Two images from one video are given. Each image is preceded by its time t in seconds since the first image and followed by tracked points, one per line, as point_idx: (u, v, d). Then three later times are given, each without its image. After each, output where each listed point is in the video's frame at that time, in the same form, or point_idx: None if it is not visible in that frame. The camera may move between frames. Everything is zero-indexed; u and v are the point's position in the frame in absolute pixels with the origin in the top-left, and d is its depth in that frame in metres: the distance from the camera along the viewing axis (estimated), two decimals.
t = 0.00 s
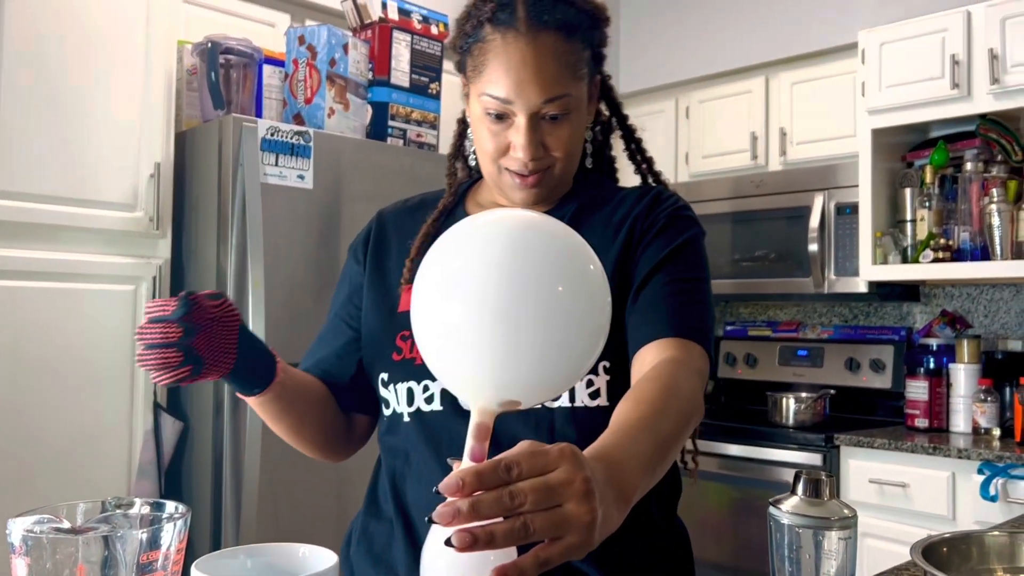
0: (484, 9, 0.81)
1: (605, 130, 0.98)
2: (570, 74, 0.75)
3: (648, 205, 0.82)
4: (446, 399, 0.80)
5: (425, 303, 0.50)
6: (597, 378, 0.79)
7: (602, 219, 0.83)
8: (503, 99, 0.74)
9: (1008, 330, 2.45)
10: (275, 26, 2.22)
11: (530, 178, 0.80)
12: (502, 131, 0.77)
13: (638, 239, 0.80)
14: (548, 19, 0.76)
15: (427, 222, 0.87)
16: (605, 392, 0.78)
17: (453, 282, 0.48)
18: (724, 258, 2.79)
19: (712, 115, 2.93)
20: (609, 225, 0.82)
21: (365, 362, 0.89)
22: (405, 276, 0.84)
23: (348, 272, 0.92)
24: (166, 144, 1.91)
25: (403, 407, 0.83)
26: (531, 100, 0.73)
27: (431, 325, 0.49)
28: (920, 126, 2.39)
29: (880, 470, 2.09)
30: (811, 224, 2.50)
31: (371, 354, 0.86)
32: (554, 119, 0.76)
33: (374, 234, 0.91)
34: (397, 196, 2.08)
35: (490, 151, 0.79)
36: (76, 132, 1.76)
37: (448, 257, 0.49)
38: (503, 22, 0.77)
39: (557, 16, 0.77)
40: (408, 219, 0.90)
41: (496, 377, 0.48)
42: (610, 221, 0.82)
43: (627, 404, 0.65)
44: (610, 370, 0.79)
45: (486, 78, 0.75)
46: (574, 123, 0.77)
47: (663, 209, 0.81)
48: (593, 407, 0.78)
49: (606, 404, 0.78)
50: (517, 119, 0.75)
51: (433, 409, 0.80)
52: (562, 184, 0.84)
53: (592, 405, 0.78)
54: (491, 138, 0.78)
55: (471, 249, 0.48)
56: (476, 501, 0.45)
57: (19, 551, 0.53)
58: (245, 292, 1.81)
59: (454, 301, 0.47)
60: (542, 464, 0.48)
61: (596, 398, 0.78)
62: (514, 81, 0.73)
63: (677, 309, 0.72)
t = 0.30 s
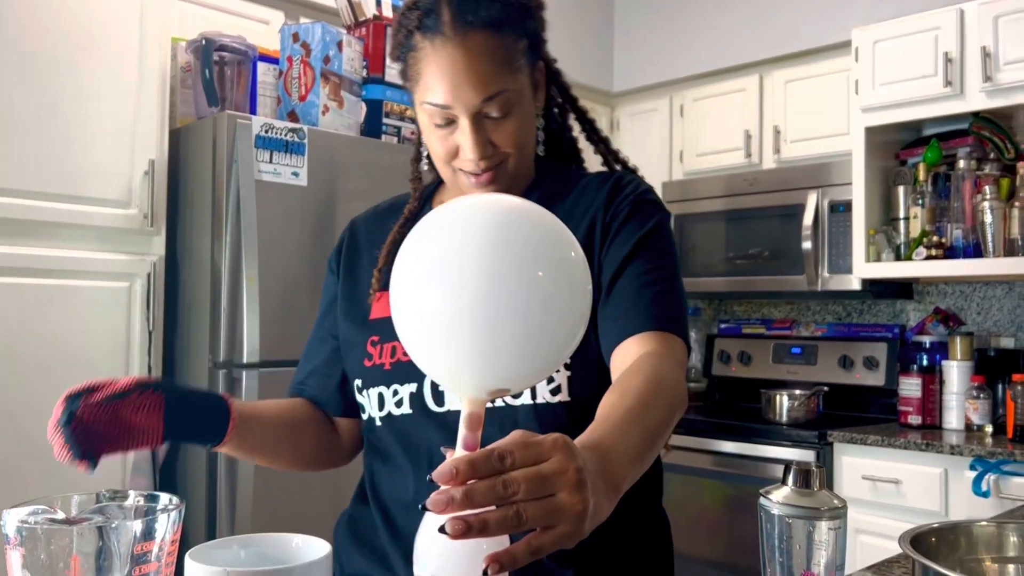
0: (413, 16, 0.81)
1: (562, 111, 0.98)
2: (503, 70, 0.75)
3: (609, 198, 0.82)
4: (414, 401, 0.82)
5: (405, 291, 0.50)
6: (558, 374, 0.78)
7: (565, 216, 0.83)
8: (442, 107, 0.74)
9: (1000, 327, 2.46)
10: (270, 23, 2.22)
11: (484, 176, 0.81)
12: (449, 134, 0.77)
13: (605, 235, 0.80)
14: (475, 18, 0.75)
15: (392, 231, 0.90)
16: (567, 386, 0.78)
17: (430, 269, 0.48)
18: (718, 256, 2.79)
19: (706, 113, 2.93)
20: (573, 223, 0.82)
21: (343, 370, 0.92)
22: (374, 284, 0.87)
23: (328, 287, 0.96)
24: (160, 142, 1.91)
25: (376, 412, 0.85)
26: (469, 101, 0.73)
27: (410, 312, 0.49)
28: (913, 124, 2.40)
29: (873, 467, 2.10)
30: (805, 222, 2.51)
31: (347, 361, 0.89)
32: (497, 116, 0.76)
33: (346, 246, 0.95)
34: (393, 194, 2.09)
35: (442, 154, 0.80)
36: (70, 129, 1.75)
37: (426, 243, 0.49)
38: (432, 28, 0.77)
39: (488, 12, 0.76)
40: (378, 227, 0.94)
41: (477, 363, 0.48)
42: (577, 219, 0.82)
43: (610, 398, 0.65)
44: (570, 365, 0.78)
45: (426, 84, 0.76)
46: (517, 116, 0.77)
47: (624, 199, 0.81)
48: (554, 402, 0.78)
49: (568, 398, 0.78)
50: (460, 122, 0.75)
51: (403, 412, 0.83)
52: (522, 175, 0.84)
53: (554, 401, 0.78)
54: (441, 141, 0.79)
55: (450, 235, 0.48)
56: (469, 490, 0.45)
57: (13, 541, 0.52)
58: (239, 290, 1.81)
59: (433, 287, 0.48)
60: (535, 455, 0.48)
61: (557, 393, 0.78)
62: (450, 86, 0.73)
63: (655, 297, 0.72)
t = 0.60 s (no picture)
0: (311, 39, 0.82)
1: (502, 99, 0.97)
2: (410, 67, 0.75)
3: (551, 190, 0.80)
4: (374, 410, 0.83)
5: (409, 282, 0.50)
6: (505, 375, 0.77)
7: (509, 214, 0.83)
8: (360, 117, 0.75)
9: (995, 324, 2.47)
10: (267, 20, 2.21)
11: (422, 177, 0.81)
12: (377, 141, 0.78)
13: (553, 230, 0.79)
14: (372, 21, 0.75)
15: (345, 244, 0.92)
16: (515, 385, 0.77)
17: (434, 260, 0.49)
18: (713, 252, 2.80)
19: (702, 110, 2.94)
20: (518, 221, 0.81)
21: (307, 385, 0.94)
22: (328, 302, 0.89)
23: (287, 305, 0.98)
24: (156, 138, 1.91)
25: (340, 421, 0.87)
26: (385, 106, 0.74)
27: (414, 302, 0.50)
28: (909, 121, 2.41)
29: (868, 462, 2.11)
30: (800, 218, 2.52)
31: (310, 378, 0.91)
32: (417, 114, 0.76)
33: (306, 256, 0.98)
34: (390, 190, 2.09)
35: (375, 161, 0.81)
36: (65, 124, 1.75)
37: (430, 234, 0.50)
38: (331, 45, 0.77)
39: (383, 14, 0.76)
40: (335, 239, 0.96)
41: (480, 353, 0.49)
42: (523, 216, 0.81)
43: (594, 389, 0.66)
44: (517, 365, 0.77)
45: (344, 96, 0.76)
46: (438, 109, 0.77)
47: (565, 189, 0.80)
48: (503, 402, 0.77)
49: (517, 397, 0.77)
50: (382, 128, 0.75)
51: (364, 421, 0.85)
52: (463, 168, 0.84)
53: (503, 401, 0.77)
54: (372, 149, 0.79)
55: (455, 224, 0.49)
56: (465, 478, 0.46)
57: (10, 528, 0.50)
58: (236, 286, 1.81)
59: (436, 277, 0.48)
60: (530, 444, 0.49)
61: (505, 393, 0.77)
62: (362, 96, 0.74)
63: (618, 290, 0.72)
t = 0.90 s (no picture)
0: (235, 64, 0.82)
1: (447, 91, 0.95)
2: (338, 78, 0.74)
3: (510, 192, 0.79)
4: (345, 424, 0.84)
5: (391, 272, 0.50)
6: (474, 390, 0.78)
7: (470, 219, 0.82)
8: (298, 137, 0.76)
9: (991, 319, 2.48)
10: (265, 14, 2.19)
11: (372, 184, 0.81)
12: (320, 156, 0.78)
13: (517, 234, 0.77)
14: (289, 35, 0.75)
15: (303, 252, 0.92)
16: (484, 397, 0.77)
17: (417, 250, 0.49)
18: (710, 248, 2.80)
19: (699, 106, 2.94)
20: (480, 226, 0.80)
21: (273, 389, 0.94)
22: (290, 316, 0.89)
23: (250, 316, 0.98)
24: (152, 133, 1.91)
25: (312, 434, 0.87)
26: (320, 120, 0.74)
27: (398, 293, 0.50)
28: (906, 117, 2.41)
29: (865, 457, 2.12)
30: (797, 214, 2.52)
31: (279, 391, 0.92)
32: (355, 122, 0.76)
33: (268, 256, 0.97)
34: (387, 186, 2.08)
35: (323, 176, 0.81)
36: (60, 118, 1.75)
37: (412, 225, 0.49)
38: (254, 69, 0.77)
39: (300, 30, 0.75)
40: (295, 243, 0.96)
41: (466, 343, 0.49)
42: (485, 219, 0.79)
43: (576, 393, 0.66)
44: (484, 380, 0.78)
45: (279, 117, 0.77)
46: (376, 113, 0.77)
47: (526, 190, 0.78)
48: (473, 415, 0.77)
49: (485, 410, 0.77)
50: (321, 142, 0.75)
51: (336, 435, 0.85)
52: (412, 171, 0.85)
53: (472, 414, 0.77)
54: (317, 165, 0.80)
55: (435, 215, 0.49)
56: (463, 471, 0.46)
57: (8, 522, 0.50)
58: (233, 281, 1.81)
59: (420, 267, 0.48)
60: (528, 439, 0.49)
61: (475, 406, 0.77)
62: (294, 115, 0.75)
63: (588, 298, 0.71)
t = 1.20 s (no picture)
0: (226, 94, 0.84)
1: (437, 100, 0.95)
2: (325, 97, 0.75)
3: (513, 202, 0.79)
4: (351, 427, 0.86)
5: (397, 271, 0.51)
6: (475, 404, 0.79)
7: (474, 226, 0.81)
8: (289, 159, 0.77)
9: (986, 316, 2.49)
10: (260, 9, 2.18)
11: (369, 201, 0.82)
12: (316, 177, 0.79)
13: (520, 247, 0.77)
14: (271, 58, 0.76)
15: (306, 254, 0.93)
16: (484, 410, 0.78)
17: (423, 249, 0.49)
18: (706, 245, 2.80)
19: (695, 103, 2.94)
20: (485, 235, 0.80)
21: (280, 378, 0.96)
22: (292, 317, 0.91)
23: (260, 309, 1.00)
24: (149, 128, 1.90)
25: (321, 434, 0.89)
26: (310, 140, 0.74)
27: (403, 292, 0.50)
28: (902, 114, 2.41)
29: (860, 453, 2.12)
30: (793, 210, 2.52)
31: (289, 390, 0.94)
32: (346, 139, 0.76)
33: (276, 251, 1.00)
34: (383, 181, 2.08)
35: (319, 196, 0.82)
36: (56, 114, 1.74)
37: (418, 222, 0.50)
38: (244, 96, 0.79)
39: (283, 51, 0.76)
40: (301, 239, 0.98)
41: (472, 341, 0.49)
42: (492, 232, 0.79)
43: (567, 399, 0.67)
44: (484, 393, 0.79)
45: (271, 142, 0.78)
46: (367, 129, 0.77)
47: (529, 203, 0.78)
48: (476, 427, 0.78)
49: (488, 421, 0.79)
50: (314, 162, 0.76)
51: (344, 437, 0.87)
52: (408, 184, 0.85)
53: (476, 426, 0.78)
54: (313, 185, 0.81)
55: (444, 211, 0.49)
56: (457, 465, 0.47)
57: (4, 518, 0.50)
58: (230, 276, 1.81)
59: (425, 265, 0.48)
60: (521, 434, 0.50)
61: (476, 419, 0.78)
62: (284, 138, 0.75)
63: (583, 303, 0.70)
